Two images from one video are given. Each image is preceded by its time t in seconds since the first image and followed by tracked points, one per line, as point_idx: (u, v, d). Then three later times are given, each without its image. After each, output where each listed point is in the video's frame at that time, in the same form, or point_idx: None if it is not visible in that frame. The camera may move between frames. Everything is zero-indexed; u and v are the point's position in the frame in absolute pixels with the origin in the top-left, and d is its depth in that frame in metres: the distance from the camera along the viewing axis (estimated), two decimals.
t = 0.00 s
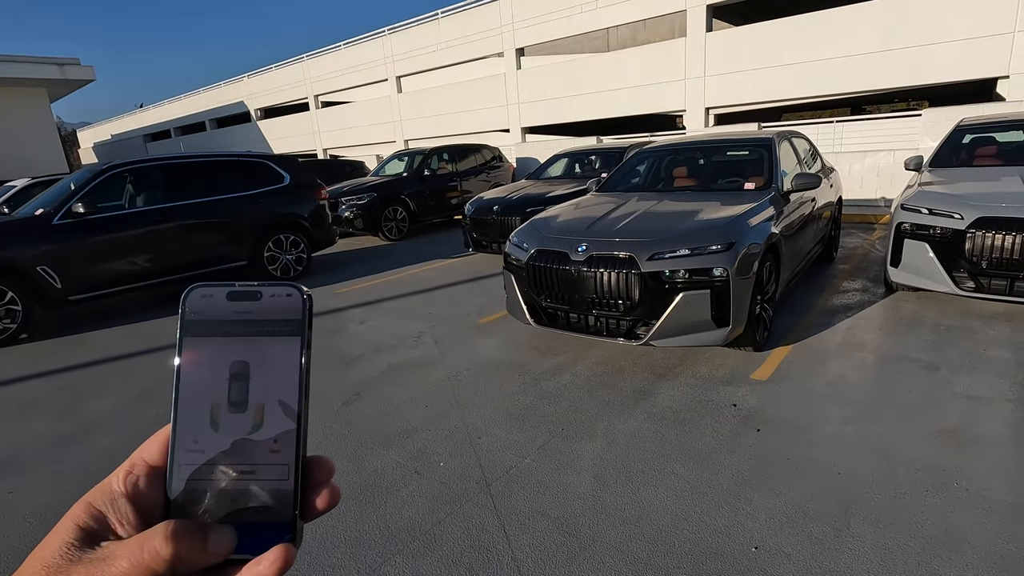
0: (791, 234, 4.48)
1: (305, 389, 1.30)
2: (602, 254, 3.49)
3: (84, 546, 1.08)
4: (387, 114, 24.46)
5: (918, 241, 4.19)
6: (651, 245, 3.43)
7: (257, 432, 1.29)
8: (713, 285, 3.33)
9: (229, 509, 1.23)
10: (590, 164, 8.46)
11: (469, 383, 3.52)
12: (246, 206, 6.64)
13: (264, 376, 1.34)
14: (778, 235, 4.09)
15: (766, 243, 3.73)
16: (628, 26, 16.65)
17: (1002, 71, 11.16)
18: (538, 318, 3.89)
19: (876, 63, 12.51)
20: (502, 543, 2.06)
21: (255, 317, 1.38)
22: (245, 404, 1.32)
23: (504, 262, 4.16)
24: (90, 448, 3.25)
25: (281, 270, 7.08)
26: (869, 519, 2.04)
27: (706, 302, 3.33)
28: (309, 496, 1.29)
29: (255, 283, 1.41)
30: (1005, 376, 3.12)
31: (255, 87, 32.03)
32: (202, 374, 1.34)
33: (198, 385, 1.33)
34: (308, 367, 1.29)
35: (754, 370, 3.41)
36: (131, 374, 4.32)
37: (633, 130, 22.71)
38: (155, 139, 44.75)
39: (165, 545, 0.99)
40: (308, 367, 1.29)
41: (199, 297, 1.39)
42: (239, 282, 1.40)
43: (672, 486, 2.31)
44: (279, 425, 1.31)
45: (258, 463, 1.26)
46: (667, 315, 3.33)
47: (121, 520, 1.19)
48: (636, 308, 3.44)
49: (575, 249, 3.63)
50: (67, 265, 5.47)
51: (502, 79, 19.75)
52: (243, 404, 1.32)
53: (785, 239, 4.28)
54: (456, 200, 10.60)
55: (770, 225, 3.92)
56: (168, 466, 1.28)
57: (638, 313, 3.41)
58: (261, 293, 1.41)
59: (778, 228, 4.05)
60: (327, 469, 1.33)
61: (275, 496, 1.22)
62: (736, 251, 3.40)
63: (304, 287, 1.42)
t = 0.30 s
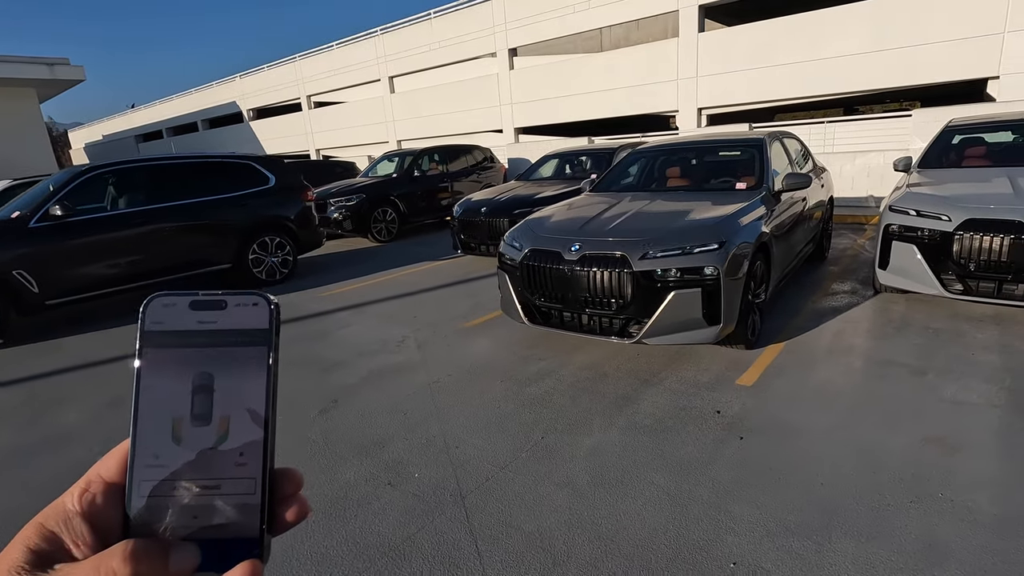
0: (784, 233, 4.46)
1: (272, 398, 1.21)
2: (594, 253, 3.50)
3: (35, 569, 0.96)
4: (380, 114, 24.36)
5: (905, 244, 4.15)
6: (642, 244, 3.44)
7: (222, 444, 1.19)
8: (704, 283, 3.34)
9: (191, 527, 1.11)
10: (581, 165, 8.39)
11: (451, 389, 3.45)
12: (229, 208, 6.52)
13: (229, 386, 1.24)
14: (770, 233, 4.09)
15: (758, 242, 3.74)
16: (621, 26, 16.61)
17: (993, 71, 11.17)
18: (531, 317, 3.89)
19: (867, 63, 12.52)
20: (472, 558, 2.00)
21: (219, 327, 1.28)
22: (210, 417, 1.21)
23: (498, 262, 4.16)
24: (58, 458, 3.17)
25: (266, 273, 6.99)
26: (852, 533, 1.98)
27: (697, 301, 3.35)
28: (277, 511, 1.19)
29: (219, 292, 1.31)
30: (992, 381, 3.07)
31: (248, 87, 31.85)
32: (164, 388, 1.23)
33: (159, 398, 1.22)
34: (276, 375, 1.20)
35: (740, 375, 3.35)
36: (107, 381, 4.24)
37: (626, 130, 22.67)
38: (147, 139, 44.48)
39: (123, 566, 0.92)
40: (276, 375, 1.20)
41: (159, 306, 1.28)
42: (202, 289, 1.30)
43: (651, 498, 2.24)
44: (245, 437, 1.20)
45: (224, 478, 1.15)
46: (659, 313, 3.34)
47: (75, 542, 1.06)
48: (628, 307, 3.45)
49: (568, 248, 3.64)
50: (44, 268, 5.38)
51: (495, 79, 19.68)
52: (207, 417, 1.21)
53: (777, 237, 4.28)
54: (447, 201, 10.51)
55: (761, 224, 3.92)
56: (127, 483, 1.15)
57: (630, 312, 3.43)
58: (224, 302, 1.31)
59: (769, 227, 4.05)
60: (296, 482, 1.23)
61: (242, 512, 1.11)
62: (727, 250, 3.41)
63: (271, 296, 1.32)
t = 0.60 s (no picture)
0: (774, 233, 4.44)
1: (231, 395, 1.16)
2: (587, 253, 3.51)
3: None
4: (372, 114, 24.26)
5: (892, 246, 4.11)
6: (634, 243, 3.45)
7: (179, 445, 1.14)
8: (694, 282, 3.36)
9: (150, 531, 1.07)
10: (570, 166, 8.35)
11: (430, 396, 3.39)
12: (212, 210, 6.41)
13: (185, 384, 1.19)
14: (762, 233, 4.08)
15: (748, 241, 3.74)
16: (614, 27, 16.57)
17: (982, 73, 11.23)
18: (524, 316, 3.89)
19: (858, 64, 12.56)
20: (443, 575, 1.94)
21: (171, 322, 1.22)
22: (165, 416, 1.17)
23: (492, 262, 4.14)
24: (24, 468, 3.08)
25: (250, 276, 6.90)
26: (832, 545, 1.94)
27: (687, 300, 3.36)
28: (240, 511, 1.15)
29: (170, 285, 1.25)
30: (977, 387, 3.04)
31: (239, 87, 31.65)
32: (114, 387, 1.18)
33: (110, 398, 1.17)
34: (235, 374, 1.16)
35: (723, 382, 3.29)
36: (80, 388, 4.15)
37: (619, 130, 22.66)
38: (138, 139, 44.13)
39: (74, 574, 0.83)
40: (235, 374, 1.16)
41: (107, 303, 1.22)
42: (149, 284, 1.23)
43: (630, 511, 2.19)
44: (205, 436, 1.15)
45: (182, 479, 1.11)
46: (651, 311, 3.36)
47: (24, 550, 1.04)
48: (620, 305, 3.46)
49: (561, 248, 3.64)
50: (20, 272, 5.28)
51: (487, 79, 19.63)
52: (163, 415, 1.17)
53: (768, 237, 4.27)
54: (437, 203, 10.44)
55: (752, 224, 3.92)
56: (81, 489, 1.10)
57: (623, 311, 3.44)
58: (176, 296, 1.25)
59: (760, 227, 4.04)
60: (260, 478, 1.19)
61: (205, 513, 1.07)
62: (717, 250, 3.42)
63: (227, 289, 1.25)
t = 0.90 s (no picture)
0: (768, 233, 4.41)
1: (258, 400, 1.22)
2: (585, 251, 3.53)
3: None
4: (365, 115, 24.18)
5: (882, 248, 4.10)
6: (631, 242, 3.48)
7: (210, 445, 1.19)
8: (690, 280, 3.39)
9: (178, 531, 1.11)
10: (563, 167, 8.32)
11: (418, 400, 3.35)
12: (200, 212, 6.34)
13: (214, 386, 1.24)
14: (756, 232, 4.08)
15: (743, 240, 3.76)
16: (607, 28, 16.56)
17: (972, 75, 11.27)
18: (523, 313, 3.91)
19: (850, 66, 12.60)
20: None
21: (202, 326, 1.28)
22: (195, 416, 1.22)
23: (491, 260, 4.14)
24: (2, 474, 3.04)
25: (239, 279, 6.83)
26: (819, 553, 1.91)
27: (683, 297, 3.40)
28: (266, 512, 1.20)
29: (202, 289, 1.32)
30: (967, 390, 3.02)
31: (232, 87, 31.48)
32: (146, 388, 1.23)
33: (144, 400, 1.21)
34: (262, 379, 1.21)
35: (714, 386, 3.26)
36: (63, 392, 4.10)
37: (613, 132, 22.66)
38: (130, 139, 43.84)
39: (107, 569, 0.90)
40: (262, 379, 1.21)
41: (141, 306, 1.27)
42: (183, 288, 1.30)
43: (615, 518, 2.16)
44: (233, 437, 1.20)
45: (210, 479, 1.16)
46: (648, 308, 3.39)
47: (58, 548, 1.07)
48: (617, 303, 3.49)
49: (559, 247, 3.67)
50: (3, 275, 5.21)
51: (481, 80, 19.59)
52: (192, 417, 1.22)
53: (763, 237, 4.26)
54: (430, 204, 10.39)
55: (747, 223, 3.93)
56: (112, 487, 1.15)
57: (620, 308, 3.46)
58: (208, 300, 1.31)
59: (755, 226, 4.04)
60: (285, 481, 1.23)
61: (231, 514, 1.12)
62: (712, 248, 3.45)
63: (256, 294, 1.33)
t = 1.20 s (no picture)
0: (767, 232, 4.37)
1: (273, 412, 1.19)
2: (588, 248, 3.53)
3: None
4: (360, 116, 24.07)
5: (879, 249, 4.06)
6: (633, 239, 3.48)
7: (225, 457, 1.17)
8: (691, 277, 3.39)
9: (192, 543, 1.11)
10: (557, 168, 8.25)
11: (410, 405, 3.28)
12: (190, 212, 6.24)
13: (230, 399, 1.21)
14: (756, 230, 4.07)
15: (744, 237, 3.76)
16: (602, 28, 16.52)
17: (965, 75, 11.27)
18: (527, 310, 3.91)
19: (844, 66, 12.60)
20: None
21: (218, 340, 1.25)
22: (210, 431, 1.19)
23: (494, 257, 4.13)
24: None
25: (230, 280, 6.74)
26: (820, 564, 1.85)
27: (684, 293, 3.39)
28: (278, 526, 1.18)
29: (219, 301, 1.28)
30: (965, 393, 2.98)
31: (225, 87, 31.28)
32: (163, 401, 1.21)
33: (160, 414, 1.20)
34: (277, 392, 1.18)
35: (711, 389, 3.21)
36: (47, 396, 4.00)
37: (608, 132, 22.62)
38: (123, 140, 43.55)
39: None
40: (277, 392, 1.18)
41: (158, 319, 1.25)
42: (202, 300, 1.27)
43: (609, 528, 2.09)
44: (249, 450, 1.18)
45: (224, 493, 1.14)
46: (650, 305, 3.39)
47: (74, 559, 1.09)
48: (620, 299, 3.50)
49: (562, 244, 3.67)
50: None
51: (475, 80, 19.53)
52: (207, 430, 1.19)
53: (762, 236, 4.22)
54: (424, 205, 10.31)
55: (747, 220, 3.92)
56: (128, 500, 1.16)
57: (623, 304, 3.47)
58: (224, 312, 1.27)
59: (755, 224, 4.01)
60: (298, 495, 1.21)
61: (244, 528, 1.11)
62: (713, 245, 3.44)
63: (272, 307, 1.28)
